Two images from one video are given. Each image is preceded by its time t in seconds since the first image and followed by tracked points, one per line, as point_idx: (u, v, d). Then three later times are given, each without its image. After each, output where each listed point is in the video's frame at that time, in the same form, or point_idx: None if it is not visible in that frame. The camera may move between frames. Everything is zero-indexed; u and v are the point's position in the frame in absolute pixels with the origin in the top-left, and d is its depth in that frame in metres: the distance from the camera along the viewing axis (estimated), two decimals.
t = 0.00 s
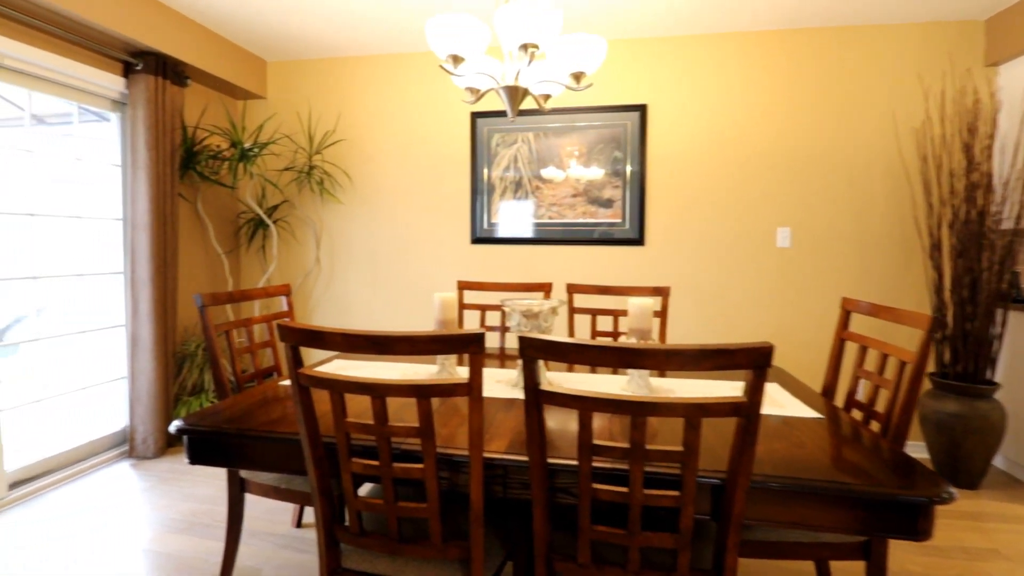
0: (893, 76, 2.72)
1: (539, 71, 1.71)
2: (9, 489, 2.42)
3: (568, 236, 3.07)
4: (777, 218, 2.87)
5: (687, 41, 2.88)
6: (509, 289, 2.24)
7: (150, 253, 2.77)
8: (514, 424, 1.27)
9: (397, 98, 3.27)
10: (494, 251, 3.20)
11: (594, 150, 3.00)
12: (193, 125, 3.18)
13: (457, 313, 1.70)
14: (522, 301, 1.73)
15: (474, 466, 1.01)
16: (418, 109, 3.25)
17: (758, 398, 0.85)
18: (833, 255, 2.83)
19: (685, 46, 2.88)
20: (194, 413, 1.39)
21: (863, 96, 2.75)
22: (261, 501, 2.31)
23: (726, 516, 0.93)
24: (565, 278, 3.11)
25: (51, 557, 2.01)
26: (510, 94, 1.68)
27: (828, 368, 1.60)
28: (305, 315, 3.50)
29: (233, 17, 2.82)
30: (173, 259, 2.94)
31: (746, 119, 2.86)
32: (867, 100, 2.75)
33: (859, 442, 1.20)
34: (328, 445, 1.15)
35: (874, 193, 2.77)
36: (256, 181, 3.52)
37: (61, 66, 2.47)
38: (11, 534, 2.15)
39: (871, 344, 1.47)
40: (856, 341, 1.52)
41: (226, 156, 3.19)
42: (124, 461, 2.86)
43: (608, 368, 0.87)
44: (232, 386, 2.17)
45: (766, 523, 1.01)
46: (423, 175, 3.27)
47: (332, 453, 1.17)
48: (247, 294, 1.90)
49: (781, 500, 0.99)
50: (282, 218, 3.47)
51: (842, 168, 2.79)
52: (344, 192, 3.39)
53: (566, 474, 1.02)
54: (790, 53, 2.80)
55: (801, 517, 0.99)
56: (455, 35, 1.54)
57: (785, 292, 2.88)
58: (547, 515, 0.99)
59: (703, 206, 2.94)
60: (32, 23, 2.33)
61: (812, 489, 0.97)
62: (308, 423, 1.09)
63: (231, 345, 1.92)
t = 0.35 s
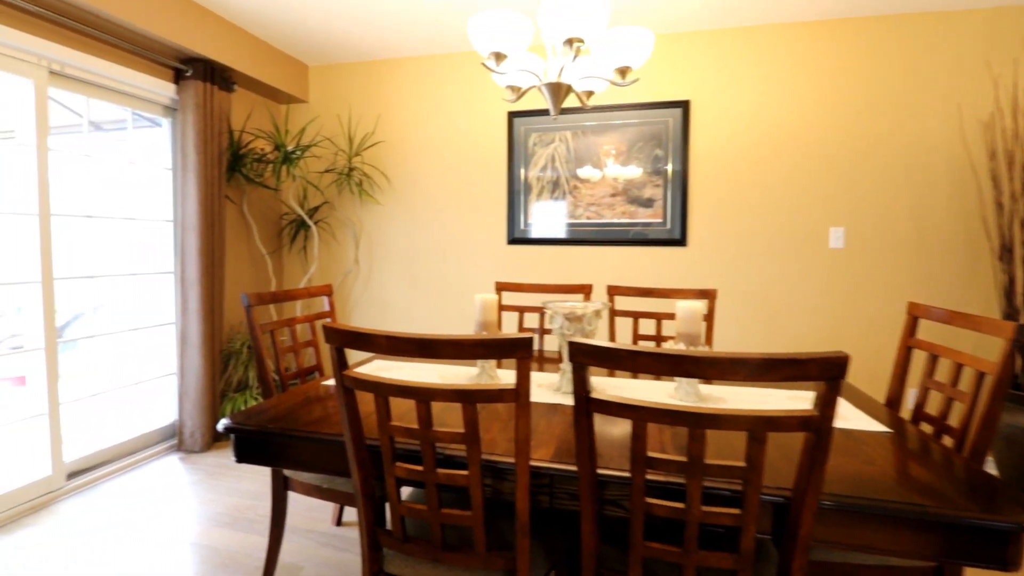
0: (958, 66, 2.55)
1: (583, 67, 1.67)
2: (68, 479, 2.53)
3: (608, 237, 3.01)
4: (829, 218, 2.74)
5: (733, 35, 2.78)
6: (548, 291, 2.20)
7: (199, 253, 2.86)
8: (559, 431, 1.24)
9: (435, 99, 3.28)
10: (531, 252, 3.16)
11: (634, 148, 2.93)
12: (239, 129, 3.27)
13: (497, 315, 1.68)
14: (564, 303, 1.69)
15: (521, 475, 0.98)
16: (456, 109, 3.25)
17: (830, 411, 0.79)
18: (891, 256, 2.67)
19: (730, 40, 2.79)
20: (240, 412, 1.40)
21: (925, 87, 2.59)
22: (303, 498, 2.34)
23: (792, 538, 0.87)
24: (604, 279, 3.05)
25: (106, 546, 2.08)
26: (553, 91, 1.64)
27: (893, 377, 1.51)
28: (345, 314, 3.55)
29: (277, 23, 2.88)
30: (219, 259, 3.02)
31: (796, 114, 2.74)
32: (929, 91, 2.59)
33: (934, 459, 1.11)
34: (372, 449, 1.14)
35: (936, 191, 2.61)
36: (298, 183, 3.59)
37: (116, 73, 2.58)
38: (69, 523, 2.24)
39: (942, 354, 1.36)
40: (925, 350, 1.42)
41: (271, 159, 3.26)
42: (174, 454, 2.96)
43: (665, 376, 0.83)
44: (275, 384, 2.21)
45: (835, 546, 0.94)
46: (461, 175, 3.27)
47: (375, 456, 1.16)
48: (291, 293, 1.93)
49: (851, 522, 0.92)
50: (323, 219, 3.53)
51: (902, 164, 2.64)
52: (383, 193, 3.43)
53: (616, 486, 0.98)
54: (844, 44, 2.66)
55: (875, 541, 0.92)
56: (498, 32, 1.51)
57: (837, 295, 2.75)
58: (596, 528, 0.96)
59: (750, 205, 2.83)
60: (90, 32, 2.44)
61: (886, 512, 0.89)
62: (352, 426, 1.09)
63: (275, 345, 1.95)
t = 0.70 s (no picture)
0: None
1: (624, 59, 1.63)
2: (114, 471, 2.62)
3: (642, 237, 2.94)
4: (881, 216, 2.59)
5: (778, 25, 2.67)
6: (585, 291, 2.15)
7: (239, 253, 2.91)
8: (601, 438, 1.19)
9: (468, 98, 3.26)
10: (565, 251, 3.11)
11: (672, 144, 2.85)
12: (277, 131, 3.32)
13: (535, 316, 1.63)
14: (604, 304, 1.63)
15: (565, 484, 0.94)
16: (489, 107, 3.22)
17: (912, 426, 0.73)
18: (949, 255, 2.51)
19: (774, 31, 2.68)
20: (279, 411, 1.40)
21: (989, 75, 2.42)
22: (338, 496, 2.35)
23: (863, 561, 0.81)
24: (640, 280, 2.98)
25: (149, 538, 2.14)
26: (594, 83, 1.59)
27: (961, 386, 1.41)
28: (378, 313, 3.58)
29: (314, 24, 2.91)
30: (258, 259, 3.08)
31: (844, 107, 2.61)
32: (994, 79, 2.41)
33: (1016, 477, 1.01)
34: (410, 452, 1.12)
35: (1001, 185, 2.43)
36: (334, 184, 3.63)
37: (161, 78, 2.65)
38: (115, 515, 2.31)
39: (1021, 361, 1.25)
40: (1001, 358, 1.31)
41: (307, 160, 3.31)
42: (213, 449, 3.03)
43: (724, 385, 0.77)
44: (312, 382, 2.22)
45: (909, 571, 0.87)
46: (493, 174, 3.24)
47: (413, 460, 1.13)
48: (328, 293, 1.93)
49: (929, 547, 0.84)
50: (357, 219, 3.56)
51: (962, 157, 2.47)
52: (416, 192, 3.43)
53: (666, 499, 0.93)
54: (898, 31, 2.51)
55: (955, 569, 0.84)
56: (538, 23, 1.47)
57: (889, 297, 2.60)
58: (644, 543, 0.91)
59: (794, 203, 2.71)
60: (136, 38, 2.51)
61: (972, 536, 0.82)
62: (391, 429, 1.06)
63: (313, 344, 1.96)
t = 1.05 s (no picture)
0: None
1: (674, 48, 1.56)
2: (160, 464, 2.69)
3: (677, 235, 2.85)
4: (947, 213, 2.42)
5: (832, 12, 2.53)
6: (628, 291, 2.07)
7: (279, 251, 2.95)
8: (653, 449, 1.12)
9: (505, 95, 3.22)
10: (604, 251, 3.03)
11: (717, 139, 2.73)
12: (317, 131, 3.36)
13: (578, 317, 1.56)
14: (652, 306, 1.55)
15: (621, 499, 0.88)
16: (526, 104, 3.17)
17: None
18: None
19: (828, 19, 2.54)
20: (321, 410, 1.38)
21: None
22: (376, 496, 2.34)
23: None
24: (683, 281, 2.87)
25: (193, 531, 2.18)
26: (643, 73, 1.51)
27: None
28: (414, 313, 3.58)
29: (353, 24, 2.93)
30: (297, 257, 3.11)
31: (905, 97, 2.45)
32: None
33: None
34: (455, 458, 1.08)
35: None
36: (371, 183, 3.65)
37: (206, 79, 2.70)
38: (161, 507, 2.36)
39: None
40: None
41: (345, 160, 3.33)
42: (255, 444, 3.08)
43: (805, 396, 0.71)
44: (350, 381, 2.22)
45: None
46: (530, 172, 3.19)
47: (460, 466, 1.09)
48: (367, 292, 1.92)
49: None
50: (393, 218, 3.57)
51: None
52: (452, 191, 3.41)
53: (732, 519, 0.87)
54: (968, 14, 2.34)
55: None
56: (585, 11, 1.40)
57: (954, 300, 2.44)
58: (709, 565, 0.85)
59: (849, 200, 2.56)
60: (182, 41, 2.57)
61: None
62: (435, 434, 1.03)
63: (352, 343, 1.95)
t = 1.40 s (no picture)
0: None
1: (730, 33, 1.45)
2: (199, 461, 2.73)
3: (711, 235, 2.75)
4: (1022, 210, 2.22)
5: None
6: (673, 293, 1.97)
7: (315, 251, 2.96)
8: (710, 466, 1.03)
9: (540, 91, 3.15)
10: (643, 250, 2.92)
11: (765, 132, 2.59)
12: (352, 131, 3.36)
13: (622, 320, 1.48)
14: (703, 309, 1.45)
15: (681, 523, 0.80)
16: (562, 100, 3.09)
17: None
18: None
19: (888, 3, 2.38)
20: (357, 413, 1.35)
21: None
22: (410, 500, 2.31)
23: None
24: (727, 282, 2.74)
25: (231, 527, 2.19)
26: (695, 60, 1.41)
27: None
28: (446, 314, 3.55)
29: (388, 22, 2.91)
30: (332, 257, 3.12)
31: (975, 84, 2.26)
32: None
33: None
34: (497, 470, 1.02)
35: None
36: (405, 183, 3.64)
37: (244, 80, 2.72)
38: (201, 503, 2.39)
39: None
40: None
41: (379, 159, 3.32)
42: (291, 442, 3.11)
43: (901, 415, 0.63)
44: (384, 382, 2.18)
45: None
46: (566, 170, 3.10)
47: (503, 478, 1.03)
48: (402, 291, 1.88)
49: None
50: (427, 218, 3.54)
51: None
52: (486, 190, 3.36)
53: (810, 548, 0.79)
54: None
55: None
56: None
57: (1021, 312, 2.25)
58: None
59: (910, 196, 2.39)
60: (221, 43, 2.59)
61: None
62: (476, 444, 0.97)
63: (388, 344, 1.92)
